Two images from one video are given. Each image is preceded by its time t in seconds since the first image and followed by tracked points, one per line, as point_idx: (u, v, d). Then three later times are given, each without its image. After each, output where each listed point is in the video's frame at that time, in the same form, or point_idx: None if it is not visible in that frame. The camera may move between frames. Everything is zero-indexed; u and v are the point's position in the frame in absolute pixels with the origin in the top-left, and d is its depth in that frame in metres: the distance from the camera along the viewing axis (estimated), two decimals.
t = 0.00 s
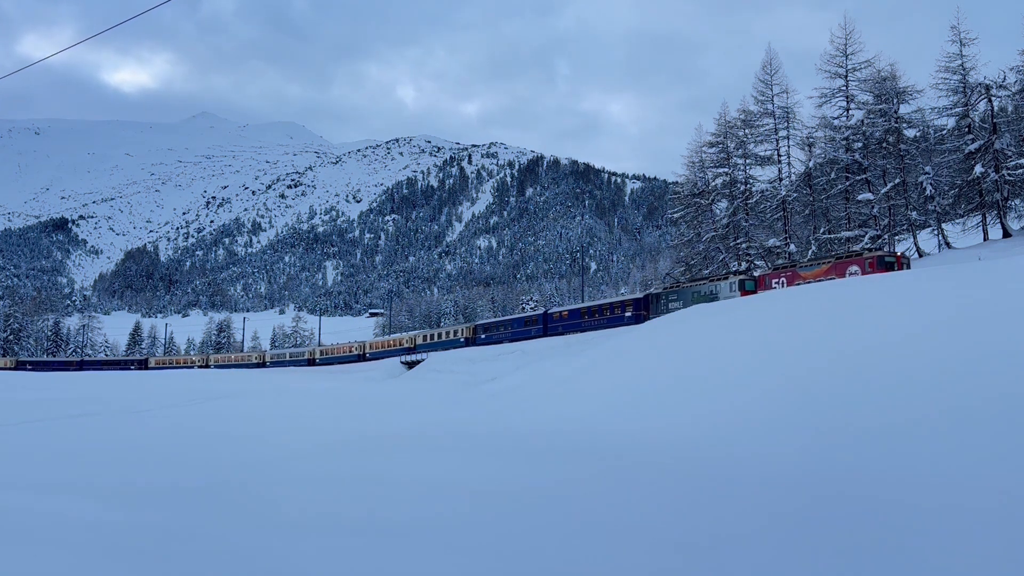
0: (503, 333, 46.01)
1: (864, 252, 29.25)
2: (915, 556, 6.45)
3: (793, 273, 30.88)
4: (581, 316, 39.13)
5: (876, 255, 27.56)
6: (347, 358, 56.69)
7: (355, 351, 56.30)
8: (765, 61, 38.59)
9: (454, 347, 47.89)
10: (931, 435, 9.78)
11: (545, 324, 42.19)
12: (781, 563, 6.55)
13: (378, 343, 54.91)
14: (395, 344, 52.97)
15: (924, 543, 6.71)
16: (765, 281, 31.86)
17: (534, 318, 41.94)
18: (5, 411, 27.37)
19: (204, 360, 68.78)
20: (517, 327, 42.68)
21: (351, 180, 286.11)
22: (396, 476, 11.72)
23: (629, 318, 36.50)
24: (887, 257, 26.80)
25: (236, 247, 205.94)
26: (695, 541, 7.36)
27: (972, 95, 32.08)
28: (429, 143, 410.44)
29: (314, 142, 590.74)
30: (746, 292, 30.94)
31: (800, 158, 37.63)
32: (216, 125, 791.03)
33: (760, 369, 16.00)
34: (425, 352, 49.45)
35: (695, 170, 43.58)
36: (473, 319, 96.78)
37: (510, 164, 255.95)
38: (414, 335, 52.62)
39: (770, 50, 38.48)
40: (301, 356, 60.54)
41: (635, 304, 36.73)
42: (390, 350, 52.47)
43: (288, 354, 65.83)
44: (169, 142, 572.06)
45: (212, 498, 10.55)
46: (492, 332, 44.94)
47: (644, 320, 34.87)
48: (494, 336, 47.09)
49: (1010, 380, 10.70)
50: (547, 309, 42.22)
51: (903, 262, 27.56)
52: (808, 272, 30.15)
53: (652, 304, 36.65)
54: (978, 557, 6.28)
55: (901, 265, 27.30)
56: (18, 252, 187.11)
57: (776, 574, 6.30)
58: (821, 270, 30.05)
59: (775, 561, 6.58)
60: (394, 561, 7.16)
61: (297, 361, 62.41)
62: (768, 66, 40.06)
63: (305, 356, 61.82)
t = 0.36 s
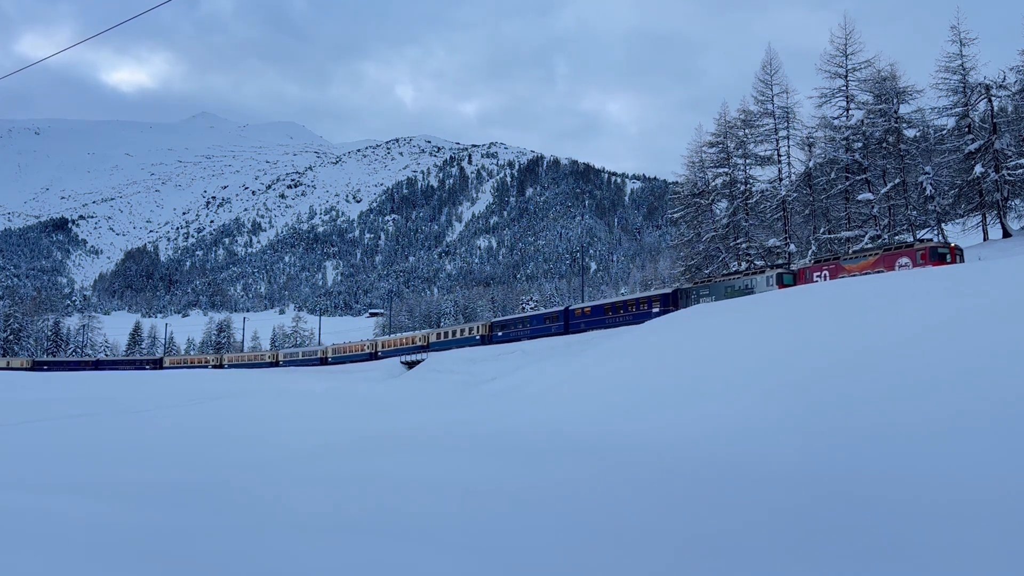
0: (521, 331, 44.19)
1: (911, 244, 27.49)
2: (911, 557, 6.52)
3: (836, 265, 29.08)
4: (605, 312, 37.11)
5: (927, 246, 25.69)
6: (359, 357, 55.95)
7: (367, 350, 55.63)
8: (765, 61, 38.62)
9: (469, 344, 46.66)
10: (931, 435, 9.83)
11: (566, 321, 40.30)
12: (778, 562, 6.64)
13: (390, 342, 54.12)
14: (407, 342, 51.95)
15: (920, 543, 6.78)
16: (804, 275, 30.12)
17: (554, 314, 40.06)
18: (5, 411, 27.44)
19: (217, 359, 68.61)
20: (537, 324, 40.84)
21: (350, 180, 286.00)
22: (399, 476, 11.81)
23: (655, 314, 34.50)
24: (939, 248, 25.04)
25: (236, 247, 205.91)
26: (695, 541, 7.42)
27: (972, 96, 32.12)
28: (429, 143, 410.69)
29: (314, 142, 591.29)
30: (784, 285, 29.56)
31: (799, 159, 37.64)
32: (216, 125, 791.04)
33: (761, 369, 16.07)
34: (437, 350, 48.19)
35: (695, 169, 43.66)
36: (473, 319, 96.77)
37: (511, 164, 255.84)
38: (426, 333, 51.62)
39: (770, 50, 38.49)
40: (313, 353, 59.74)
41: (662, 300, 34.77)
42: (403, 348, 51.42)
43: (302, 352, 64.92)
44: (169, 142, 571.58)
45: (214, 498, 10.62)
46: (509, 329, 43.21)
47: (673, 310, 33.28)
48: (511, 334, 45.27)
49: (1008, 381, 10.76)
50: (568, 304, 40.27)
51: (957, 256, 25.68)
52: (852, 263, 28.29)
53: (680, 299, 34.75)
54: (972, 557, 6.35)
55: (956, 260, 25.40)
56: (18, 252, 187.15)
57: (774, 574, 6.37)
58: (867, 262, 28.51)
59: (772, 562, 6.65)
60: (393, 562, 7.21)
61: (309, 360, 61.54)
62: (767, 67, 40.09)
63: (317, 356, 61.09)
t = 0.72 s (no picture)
0: (539, 330, 42.30)
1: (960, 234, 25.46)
2: (912, 555, 6.45)
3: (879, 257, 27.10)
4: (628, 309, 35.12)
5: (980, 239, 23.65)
6: (370, 356, 54.96)
7: (378, 348, 54.62)
8: (765, 61, 38.48)
9: (485, 343, 44.99)
10: (934, 435, 9.72)
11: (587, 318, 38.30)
12: (781, 563, 6.53)
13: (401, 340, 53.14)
14: (420, 340, 50.76)
15: (923, 543, 6.70)
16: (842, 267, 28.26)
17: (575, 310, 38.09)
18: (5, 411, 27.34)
19: (229, 358, 68.03)
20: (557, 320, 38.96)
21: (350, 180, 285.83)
22: (397, 476, 11.70)
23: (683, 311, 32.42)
24: (994, 241, 23.05)
25: (236, 247, 205.73)
26: (696, 541, 7.31)
27: (972, 95, 31.65)
28: (429, 143, 410.70)
29: (313, 142, 591.62)
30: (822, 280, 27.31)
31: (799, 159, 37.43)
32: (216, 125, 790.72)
33: (761, 369, 15.95)
34: (450, 349, 46.82)
35: (695, 169, 43.55)
36: (473, 319, 96.64)
37: (511, 164, 255.81)
38: (440, 331, 50.41)
39: (770, 50, 38.34)
40: (324, 352, 58.79)
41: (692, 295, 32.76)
42: (415, 346, 50.23)
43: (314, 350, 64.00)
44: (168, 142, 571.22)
45: (213, 498, 10.53)
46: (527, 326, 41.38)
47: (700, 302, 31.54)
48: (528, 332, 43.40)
49: (1010, 381, 10.65)
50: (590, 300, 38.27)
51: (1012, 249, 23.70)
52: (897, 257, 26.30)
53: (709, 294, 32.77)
54: (974, 556, 6.26)
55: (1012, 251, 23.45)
56: (18, 252, 186.99)
57: (776, 573, 6.27)
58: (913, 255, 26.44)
59: (773, 561, 6.57)
60: (391, 563, 7.10)
61: (318, 360, 60.36)
62: (768, 66, 40.00)
63: (328, 356, 60.35)
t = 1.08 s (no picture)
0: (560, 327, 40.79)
1: None
2: (907, 555, 6.52)
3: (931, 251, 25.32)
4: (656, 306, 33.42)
5: None
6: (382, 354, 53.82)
7: (391, 346, 53.38)
8: (765, 62, 38.47)
9: (503, 340, 43.06)
10: (932, 435, 9.76)
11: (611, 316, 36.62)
12: (778, 563, 6.59)
13: (414, 338, 51.89)
14: (434, 338, 49.42)
15: (920, 543, 6.74)
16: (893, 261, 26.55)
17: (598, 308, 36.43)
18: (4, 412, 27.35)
19: (244, 358, 67.18)
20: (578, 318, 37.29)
21: (350, 180, 285.86)
22: (397, 476, 11.73)
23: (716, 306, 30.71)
24: None
25: (236, 247, 205.81)
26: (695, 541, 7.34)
27: (972, 95, 31.47)
28: (430, 144, 411.19)
29: (314, 142, 591.82)
30: (871, 273, 25.33)
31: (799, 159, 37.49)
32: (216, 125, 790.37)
33: (758, 369, 16.03)
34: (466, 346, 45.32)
35: (695, 170, 43.65)
36: (473, 319, 96.67)
37: (511, 165, 256.06)
38: (454, 329, 48.96)
39: (770, 50, 38.28)
40: (336, 352, 57.62)
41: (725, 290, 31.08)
42: (430, 344, 48.86)
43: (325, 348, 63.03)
44: (168, 142, 570.93)
45: (214, 498, 10.58)
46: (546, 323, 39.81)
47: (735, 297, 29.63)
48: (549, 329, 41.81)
49: (1009, 381, 10.67)
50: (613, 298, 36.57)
51: None
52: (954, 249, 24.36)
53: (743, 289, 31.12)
54: (971, 557, 6.31)
55: None
56: (18, 253, 186.94)
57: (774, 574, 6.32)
58: (969, 245, 24.34)
59: (771, 561, 6.62)
60: (391, 563, 7.16)
61: (330, 359, 59.26)
62: (767, 67, 40.05)
63: (339, 356, 59.58)
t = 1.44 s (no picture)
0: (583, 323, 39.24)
1: None
2: (909, 555, 6.53)
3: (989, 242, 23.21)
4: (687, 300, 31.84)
5: None
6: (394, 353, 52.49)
7: (402, 344, 52.12)
8: (765, 62, 38.47)
9: (520, 338, 41.53)
10: (934, 435, 9.78)
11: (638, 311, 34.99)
12: (779, 563, 6.60)
13: (427, 335, 50.54)
14: (448, 334, 48.00)
15: (923, 543, 6.76)
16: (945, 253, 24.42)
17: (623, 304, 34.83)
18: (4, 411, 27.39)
19: (257, 357, 65.82)
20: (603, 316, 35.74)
21: (351, 180, 285.76)
22: (398, 476, 11.73)
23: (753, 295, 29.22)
24: None
25: (236, 247, 205.78)
26: (697, 541, 7.34)
27: (972, 95, 31.43)
28: (430, 144, 411.16)
29: (313, 142, 591.69)
30: (919, 265, 23.65)
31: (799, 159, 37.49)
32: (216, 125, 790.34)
33: (761, 369, 16.01)
34: (482, 343, 43.88)
35: (694, 170, 43.65)
36: (473, 319, 96.70)
37: (511, 164, 255.98)
38: (468, 325, 47.45)
39: (770, 51, 38.28)
40: (347, 351, 56.70)
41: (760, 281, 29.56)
42: (444, 342, 47.47)
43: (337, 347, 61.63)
44: (168, 142, 570.78)
45: (214, 498, 10.57)
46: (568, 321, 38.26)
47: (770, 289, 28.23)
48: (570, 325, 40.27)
49: (1011, 382, 10.67)
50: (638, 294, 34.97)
51: None
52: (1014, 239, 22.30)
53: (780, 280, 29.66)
54: (972, 556, 6.33)
55: None
56: (18, 253, 186.95)
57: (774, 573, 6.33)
58: None
59: (773, 561, 6.63)
60: (393, 563, 7.17)
61: (343, 359, 58.01)
62: (767, 67, 40.03)
63: (351, 354, 58.32)
